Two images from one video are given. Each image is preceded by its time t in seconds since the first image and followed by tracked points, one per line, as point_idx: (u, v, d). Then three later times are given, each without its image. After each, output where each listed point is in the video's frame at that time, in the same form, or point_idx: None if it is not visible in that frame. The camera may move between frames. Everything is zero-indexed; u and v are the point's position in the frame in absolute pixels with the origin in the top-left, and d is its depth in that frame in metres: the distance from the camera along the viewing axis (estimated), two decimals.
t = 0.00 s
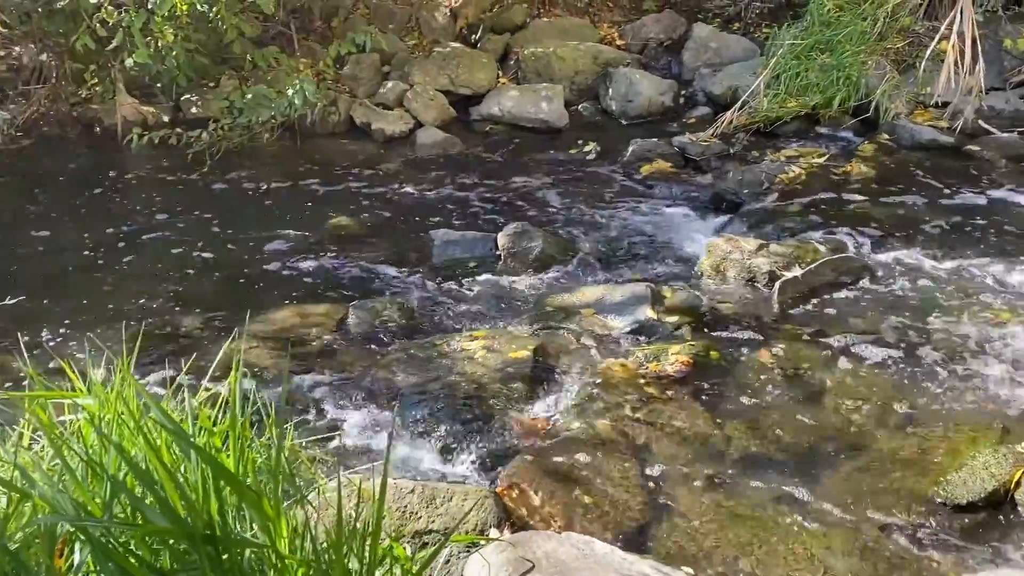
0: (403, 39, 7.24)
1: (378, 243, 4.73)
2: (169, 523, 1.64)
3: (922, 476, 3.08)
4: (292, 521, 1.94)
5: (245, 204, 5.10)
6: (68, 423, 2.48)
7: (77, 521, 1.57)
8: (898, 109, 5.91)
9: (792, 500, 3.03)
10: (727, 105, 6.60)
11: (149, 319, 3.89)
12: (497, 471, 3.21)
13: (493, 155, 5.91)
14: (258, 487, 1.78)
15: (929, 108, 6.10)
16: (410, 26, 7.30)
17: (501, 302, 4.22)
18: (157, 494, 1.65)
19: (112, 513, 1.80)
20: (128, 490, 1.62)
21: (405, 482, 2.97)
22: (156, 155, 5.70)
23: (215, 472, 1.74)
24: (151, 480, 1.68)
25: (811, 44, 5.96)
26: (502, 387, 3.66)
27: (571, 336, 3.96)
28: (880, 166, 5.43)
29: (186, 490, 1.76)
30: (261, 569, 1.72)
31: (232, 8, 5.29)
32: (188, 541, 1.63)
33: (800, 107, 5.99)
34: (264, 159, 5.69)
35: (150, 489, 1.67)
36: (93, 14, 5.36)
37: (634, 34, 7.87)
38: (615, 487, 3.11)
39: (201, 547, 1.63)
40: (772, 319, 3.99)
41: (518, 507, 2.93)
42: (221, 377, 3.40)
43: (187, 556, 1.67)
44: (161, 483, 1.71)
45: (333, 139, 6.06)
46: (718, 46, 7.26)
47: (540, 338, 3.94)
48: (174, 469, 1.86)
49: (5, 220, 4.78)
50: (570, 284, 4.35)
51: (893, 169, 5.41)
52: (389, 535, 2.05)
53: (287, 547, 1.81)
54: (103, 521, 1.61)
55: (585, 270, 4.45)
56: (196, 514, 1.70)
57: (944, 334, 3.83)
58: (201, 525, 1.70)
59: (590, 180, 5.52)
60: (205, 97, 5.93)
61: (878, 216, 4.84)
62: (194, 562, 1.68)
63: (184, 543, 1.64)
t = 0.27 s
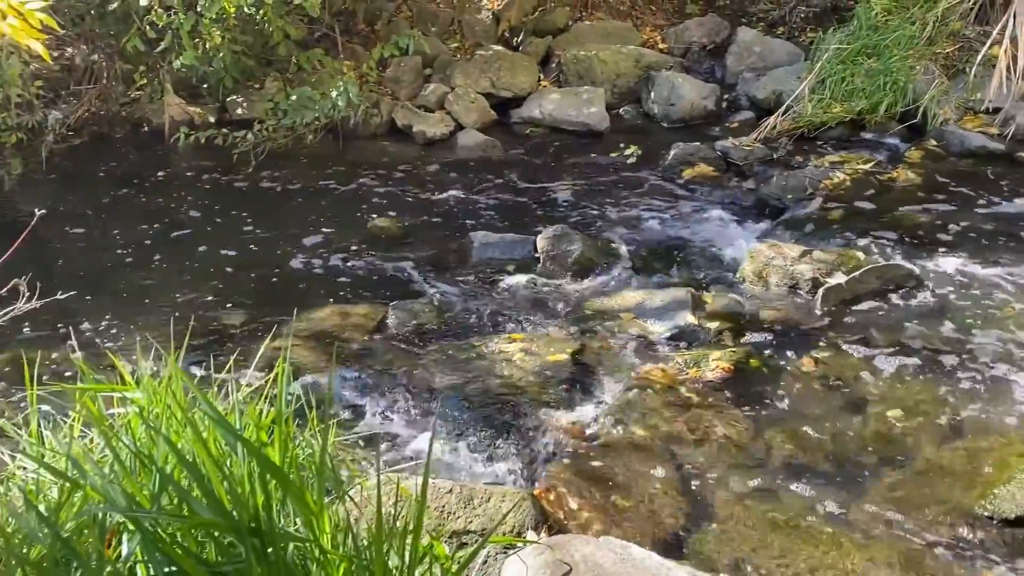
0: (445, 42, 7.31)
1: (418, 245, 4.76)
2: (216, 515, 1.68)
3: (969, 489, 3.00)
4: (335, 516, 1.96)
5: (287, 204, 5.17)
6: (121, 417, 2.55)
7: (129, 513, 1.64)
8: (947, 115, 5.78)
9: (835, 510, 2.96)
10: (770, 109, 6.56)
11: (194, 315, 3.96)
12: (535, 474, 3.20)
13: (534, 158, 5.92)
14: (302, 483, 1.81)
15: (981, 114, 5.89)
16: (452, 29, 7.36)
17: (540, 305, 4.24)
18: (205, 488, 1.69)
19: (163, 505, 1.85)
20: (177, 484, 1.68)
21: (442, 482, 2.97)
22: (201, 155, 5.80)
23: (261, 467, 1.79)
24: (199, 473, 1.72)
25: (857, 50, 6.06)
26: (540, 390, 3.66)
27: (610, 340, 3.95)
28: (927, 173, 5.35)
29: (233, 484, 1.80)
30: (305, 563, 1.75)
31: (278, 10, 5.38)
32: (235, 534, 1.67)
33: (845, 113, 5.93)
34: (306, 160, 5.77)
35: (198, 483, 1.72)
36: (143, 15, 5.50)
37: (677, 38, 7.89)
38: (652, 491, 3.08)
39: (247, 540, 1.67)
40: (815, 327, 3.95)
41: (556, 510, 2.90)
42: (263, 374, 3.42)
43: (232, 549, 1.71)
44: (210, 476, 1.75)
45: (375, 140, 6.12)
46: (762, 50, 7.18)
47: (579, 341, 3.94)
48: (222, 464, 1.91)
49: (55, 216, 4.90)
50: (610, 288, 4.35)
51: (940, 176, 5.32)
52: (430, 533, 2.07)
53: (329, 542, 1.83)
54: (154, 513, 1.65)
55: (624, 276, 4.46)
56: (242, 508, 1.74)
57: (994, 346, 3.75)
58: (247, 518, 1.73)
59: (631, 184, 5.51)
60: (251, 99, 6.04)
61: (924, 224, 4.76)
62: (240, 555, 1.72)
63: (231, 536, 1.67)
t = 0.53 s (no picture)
0: (476, 45, 7.36)
1: (447, 247, 4.78)
2: (254, 513, 1.71)
3: (1006, 500, 2.94)
4: (367, 516, 1.98)
5: (318, 206, 5.22)
6: (157, 412, 2.60)
7: (167, 509, 1.66)
8: (985, 120, 5.70)
9: (866, 521, 2.91)
10: (803, 114, 6.52)
11: (227, 314, 4.01)
12: (563, 477, 3.20)
13: (564, 162, 5.93)
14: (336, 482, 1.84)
15: (1019, 119, 5.77)
16: (484, 34, 7.42)
17: (570, 309, 4.24)
18: (242, 485, 1.72)
19: (199, 501, 1.88)
20: (214, 481, 1.71)
21: (471, 484, 2.97)
22: (235, 157, 5.88)
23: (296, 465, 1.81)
24: (237, 471, 1.75)
25: (893, 54, 5.98)
26: (568, 394, 3.66)
27: (639, 345, 3.94)
28: (964, 179, 5.28)
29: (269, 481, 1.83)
30: (338, 561, 1.77)
31: (312, 14, 5.46)
32: (270, 532, 1.69)
33: (879, 118, 5.88)
34: (337, 162, 5.82)
35: (235, 480, 1.75)
36: (180, 19, 5.60)
37: (709, 42, 7.88)
38: (681, 497, 3.06)
39: (283, 537, 1.69)
40: (849, 334, 3.92)
41: (584, 515, 2.89)
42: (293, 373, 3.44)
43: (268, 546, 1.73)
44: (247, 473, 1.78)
45: (406, 143, 6.16)
46: (795, 55, 7.15)
47: (609, 345, 3.94)
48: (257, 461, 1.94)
49: (92, 216, 4.99)
50: (640, 294, 4.35)
51: (976, 182, 5.25)
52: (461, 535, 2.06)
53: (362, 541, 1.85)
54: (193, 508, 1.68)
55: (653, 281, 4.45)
56: (278, 505, 1.76)
57: None
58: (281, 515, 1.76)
59: (662, 188, 5.50)
60: (284, 102, 6.11)
61: (961, 231, 4.70)
62: (275, 552, 1.74)
63: (267, 533, 1.70)
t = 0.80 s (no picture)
0: (504, 51, 7.39)
1: (475, 253, 4.80)
2: (282, 515, 1.72)
3: None
4: (393, 520, 1.99)
5: (346, 210, 5.26)
6: (187, 414, 2.63)
7: (197, 509, 1.69)
8: (1020, 129, 5.61)
9: (896, 534, 2.87)
10: (833, 121, 6.47)
11: (256, 317, 4.05)
12: (589, 485, 3.19)
13: (591, 168, 5.93)
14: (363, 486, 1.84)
15: None
16: (512, 40, 7.45)
17: (596, 315, 4.24)
18: (270, 487, 1.73)
19: (228, 503, 1.90)
20: (243, 482, 1.73)
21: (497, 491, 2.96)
22: (264, 161, 5.95)
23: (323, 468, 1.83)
24: (265, 473, 1.76)
25: (925, 61, 5.96)
26: (595, 401, 3.65)
27: (667, 353, 3.92)
28: (998, 188, 5.22)
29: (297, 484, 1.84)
30: (365, 565, 1.78)
31: (342, 20, 5.50)
32: (298, 534, 1.70)
33: (911, 125, 5.84)
34: (365, 167, 5.86)
35: (264, 482, 1.76)
36: (213, 24, 5.67)
37: (738, 49, 7.85)
38: (707, 506, 3.04)
39: (310, 540, 1.70)
40: (879, 344, 3.88)
41: (609, 522, 2.88)
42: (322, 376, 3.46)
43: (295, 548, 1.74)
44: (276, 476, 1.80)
45: (433, 149, 6.20)
46: (826, 61, 7.10)
47: (635, 353, 3.93)
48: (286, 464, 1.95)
49: (125, 219, 5.07)
50: (666, 301, 4.33)
51: (1010, 191, 5.17)
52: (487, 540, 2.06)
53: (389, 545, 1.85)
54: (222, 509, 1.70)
55: (680, 288, 4.44)
56: (306, 508, 1.77)
57: None
58: (309, 517, 1.77)
59: (689, 195, 5.48)
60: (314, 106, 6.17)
61: (994, 240, 4.63)
62: (302, 554, 1.75)
63: (294, 535, 1.71)
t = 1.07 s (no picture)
0: (524, 58, 7.41)
1: (494, 258, 4.81)
2: (300, 519, 1.73)
3: None
4: (410, 526, 1.99)
5: (366, 215, 5.29)
6: (208, 418, 2.65)
7: (216, 512, 1.70)
8: None
9: (918, 546, 2.84)
10: (855, 129, 6.43)
11: (276, 322, 4.07)
12: (606, 493, 3.18)
13: (610, 175, 5.93)
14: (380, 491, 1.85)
15: None
16: (532, 46, 7.47)
17: (615, 323, 4.23)
18: (288, 491, 1.74)
19: (246, 507, 1.91)
20: (261, 485, 1.74)
21: (514, 498, 2.94)
22: (285, 167, 6.00)
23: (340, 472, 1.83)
24: (283, 477, 1.77)
25: (949, 68, 5.89)
26: (613, 408, 3.64)
27: (686, 361, 3.91)
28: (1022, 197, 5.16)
29: (314, 488, 1.85)
30: (381, 570, 1.78)
31: (364, 27, 5.51)
32: (315, 538, 1.71)
33: (934, 133, 5.80)
34: (385, 173, 5.89)
35: (282, 486, 1.77)
36: (236, 31, 5.72)
37: (759, 55, 7.82)
38: (726, 516, 3.01)
39: (327, 544, 1.71)
40: (901, 354, 3.84)
41: (626, 530, 2.88)
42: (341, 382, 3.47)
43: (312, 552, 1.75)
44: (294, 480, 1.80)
45: (453, 155, 6.23)
46: (848, 69, 7.06)
47: (654, 360, 3.92)
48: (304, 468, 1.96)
49: (147, 224, 5.12)
50: (685, 309, 4.31)
51: None
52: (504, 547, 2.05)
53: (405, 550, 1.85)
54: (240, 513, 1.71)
55: (699, 296, 4.42)
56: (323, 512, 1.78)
57: None
58: (326, 522, 1.78)
59: (709, 203, 5.46)
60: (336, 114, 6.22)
61: (1018, 249, 4.57)
62: (319, 558, 1.75)
63: (312, 539, 1.71)
